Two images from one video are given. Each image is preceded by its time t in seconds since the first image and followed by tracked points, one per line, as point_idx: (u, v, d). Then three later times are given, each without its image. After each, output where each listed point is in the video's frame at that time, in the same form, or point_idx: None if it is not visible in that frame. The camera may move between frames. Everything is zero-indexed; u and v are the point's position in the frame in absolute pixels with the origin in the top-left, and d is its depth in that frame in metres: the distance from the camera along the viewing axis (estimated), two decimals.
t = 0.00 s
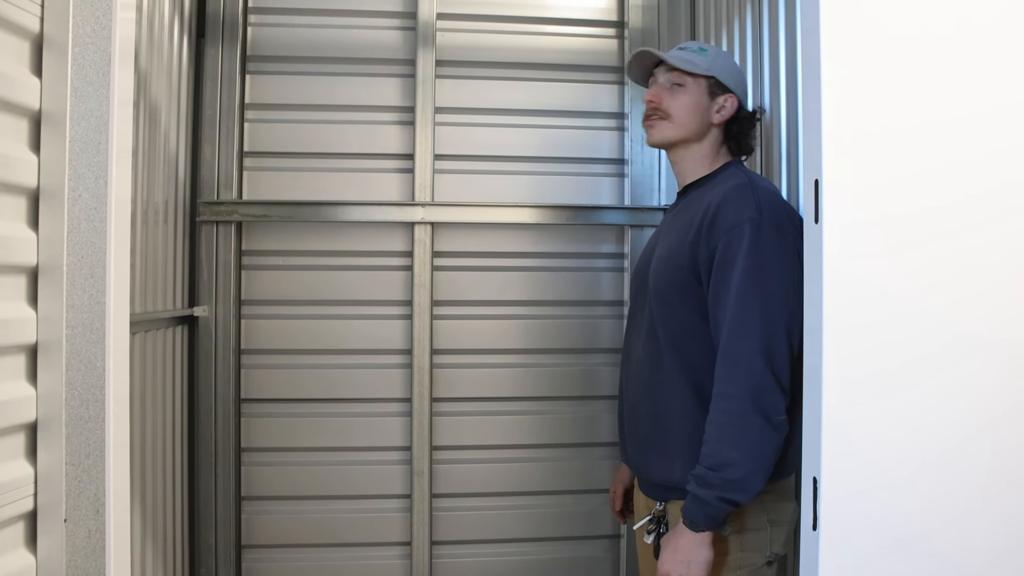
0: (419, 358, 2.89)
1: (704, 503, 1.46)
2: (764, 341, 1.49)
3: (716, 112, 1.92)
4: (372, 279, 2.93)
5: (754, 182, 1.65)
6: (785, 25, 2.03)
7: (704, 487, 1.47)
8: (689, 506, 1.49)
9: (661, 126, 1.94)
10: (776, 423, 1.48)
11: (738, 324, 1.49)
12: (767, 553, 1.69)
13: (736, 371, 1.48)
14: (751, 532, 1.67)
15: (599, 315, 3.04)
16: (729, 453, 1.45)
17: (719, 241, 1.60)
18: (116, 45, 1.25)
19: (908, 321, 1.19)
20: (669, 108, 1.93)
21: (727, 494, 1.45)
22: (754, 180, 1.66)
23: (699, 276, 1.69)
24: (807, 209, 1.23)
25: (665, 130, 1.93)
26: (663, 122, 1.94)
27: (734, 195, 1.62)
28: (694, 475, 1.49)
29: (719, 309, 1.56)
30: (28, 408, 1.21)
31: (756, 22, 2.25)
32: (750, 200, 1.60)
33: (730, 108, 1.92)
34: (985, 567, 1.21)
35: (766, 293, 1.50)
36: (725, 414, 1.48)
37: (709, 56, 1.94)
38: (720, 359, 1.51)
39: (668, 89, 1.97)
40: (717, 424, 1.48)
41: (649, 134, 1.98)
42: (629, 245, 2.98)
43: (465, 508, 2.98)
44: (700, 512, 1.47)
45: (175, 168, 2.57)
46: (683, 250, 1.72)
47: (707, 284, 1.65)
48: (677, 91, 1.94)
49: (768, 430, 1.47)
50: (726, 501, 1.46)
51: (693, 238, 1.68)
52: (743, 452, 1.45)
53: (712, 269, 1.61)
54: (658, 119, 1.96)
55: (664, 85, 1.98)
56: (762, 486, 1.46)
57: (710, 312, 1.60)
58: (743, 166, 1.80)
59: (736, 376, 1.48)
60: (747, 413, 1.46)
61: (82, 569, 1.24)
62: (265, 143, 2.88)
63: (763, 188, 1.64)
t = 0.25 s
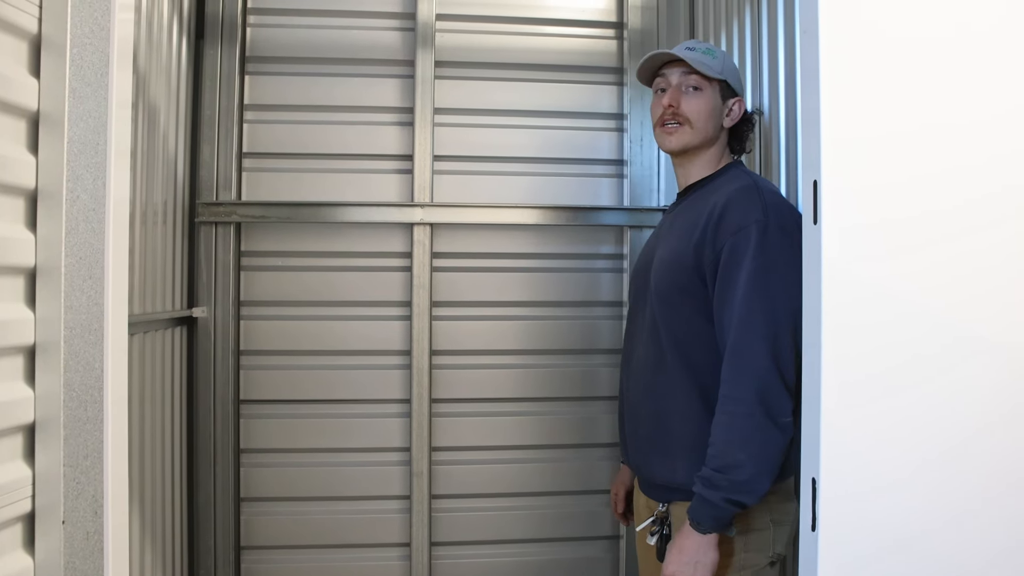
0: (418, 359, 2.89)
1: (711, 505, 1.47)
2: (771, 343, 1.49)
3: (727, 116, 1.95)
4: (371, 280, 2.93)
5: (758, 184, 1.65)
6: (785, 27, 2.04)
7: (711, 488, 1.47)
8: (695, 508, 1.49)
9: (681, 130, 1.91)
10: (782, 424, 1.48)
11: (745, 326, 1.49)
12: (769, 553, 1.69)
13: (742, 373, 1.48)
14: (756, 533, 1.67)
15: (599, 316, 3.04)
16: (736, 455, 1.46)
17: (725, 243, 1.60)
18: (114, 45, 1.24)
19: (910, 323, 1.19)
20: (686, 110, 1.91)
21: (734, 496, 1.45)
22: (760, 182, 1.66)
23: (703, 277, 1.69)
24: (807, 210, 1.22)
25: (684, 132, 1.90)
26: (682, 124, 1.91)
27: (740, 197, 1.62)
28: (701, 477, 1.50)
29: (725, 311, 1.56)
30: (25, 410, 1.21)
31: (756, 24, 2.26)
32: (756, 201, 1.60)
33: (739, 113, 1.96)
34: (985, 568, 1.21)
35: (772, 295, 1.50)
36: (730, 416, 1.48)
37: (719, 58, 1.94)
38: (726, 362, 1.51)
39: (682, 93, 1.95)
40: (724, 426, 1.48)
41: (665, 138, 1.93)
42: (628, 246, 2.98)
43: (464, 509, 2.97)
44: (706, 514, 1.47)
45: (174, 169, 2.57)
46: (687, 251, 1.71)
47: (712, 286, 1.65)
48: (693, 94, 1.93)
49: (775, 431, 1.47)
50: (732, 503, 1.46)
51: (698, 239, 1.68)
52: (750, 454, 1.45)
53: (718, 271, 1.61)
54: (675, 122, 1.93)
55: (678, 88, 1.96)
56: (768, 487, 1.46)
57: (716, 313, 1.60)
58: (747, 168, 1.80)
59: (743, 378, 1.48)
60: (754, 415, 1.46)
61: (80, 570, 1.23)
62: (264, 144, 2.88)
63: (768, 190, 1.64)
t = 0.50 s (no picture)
0: (416, 360, 2.89)
1: (717, 509, 1.47)
2: (776, 346, 1.49)
3: (715, 114, 1.92)
4: (369, 281, 2.92)
5: (761, 186, 1.64)
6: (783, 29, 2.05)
7: (717, 493, 1.47)
8: (702, 511, 1.49)
9: (661, 139, 1.94)
10: (787, 427, 1.48)
11: (749, 330, 1.49)
12: (769, 555, 1.68)
13: (746, 377, 1.48)
14: (758, 534, 1.67)
15: (598, 317, 3.04)
16: (742, 459, 1.46)
17: (729, 246, 1.59)
18: (112, 46, 1.24)
19: (910, 325, 1.19)
20: (665, 118, 1.93)
21: (740, 499, 1.45)
22: (764, 184, 1.66)
23: (705, 280, 1.69)
24: (805, 211, 1.23)
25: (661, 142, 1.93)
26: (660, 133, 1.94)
27: (744, 199, 1.61)
28: (707, 481, 1.50)
29: (729, 315, 1.56)
30: (22, 411, 1.20)
31: (754, 26, 2.26)
32: (760, 204, 1.59)
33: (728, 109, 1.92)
34: (985, 568, 1.21)
35: (776, 298, 1.50)
36: (737, 421, 1.47)
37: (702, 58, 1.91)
38: (731, 365, 1.51)
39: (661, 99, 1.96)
40: (730, 430, 1.48)
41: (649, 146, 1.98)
42: (627, 247, 2.98)
43: (463, 509, 2.97)
44: (713, 518, 1.48)
45: (172, 170, 2.56)
46: (690, 253, 1.71)
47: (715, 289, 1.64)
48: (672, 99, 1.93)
49: (781, 434, 1.48)
50: (738, 506, 1.46)
51: (701, 241, 1.68)
52: (756, 458, 1.45)
53: (721, 274, 1.61)
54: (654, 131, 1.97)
55: (659, 94, 1.97)
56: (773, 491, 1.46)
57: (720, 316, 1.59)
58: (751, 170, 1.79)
59: (748, 382, 1.48)
60: (759, 418, 1.46)
61: (77, 572, 1.23)
62: (262, 144, 2.88)
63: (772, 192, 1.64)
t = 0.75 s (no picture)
0: (413, 361, 2.88)
1: (717, 514, 1.47)
2: (776, 351, 1.49)
3: (674, 117, 1.92)
4: (366, 282, 2.92)
5: (763, 191, 1.64)
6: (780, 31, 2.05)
7: (717, 498, 1.47)
8: (701, 517, 1.49)
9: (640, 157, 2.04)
10: (788, 433, 1.48)
11: (749, 334, 1.49)
12: (766, 556, 1.69)
13: (746, 381, 1.48)
14: (756, 536, 1.69)
15: (595, 319, 3.04)
16: (740, 464, 1.46)
17: (729, 251, 1.59)
18: (109, 47, 1.24)
19: (910, 329, 1.19)
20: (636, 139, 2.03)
21: (739, 505, 1.45)
22: (765, 189, 1.66)
23: (704, 283, 1.69)
24: (802, 213, 1.23)
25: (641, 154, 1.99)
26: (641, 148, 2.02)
27: (745, 204, 1.61)
28: (707, 486, 1.49)
29: (729, 319, 1.56)
30: (18, 412, 1.20)
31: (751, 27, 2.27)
32: (761, 209, 1.59)
33: (684, 107, 1.90)
34: (985, 568, 1.21)
35: (777, 303, 1.50)
36: (737, 425, 1.47)
37: (655, 69, 1.95)
38: (731, 369, 1.51)
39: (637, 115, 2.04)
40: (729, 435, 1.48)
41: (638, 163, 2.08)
42: (624, 248, 2.99)
43: (460, 511, 2.97)
44: (712, 523, 1.47)
45: (169, 171, 2.56)
46: (690, 256, 1.71)
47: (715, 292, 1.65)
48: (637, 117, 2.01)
49: (781, 440, 1.47)
50: (737, 512, 1.46)
51: (701, 245, 1.68)
52: (755, 463, 1.46)
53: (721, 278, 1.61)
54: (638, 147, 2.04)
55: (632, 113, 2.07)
56: (772, 496, 1.47)
57: (720, 320, 1.60)
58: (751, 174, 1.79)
59: (748, 387, 1.48)
60: (759, 423, 1.46)
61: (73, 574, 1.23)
62: (259, 145, 2.87)
63: (773, 197, 1.63)
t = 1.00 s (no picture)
0: (409, 364, 2.88)
1: (709, 518, 1.47)
2: (768, 354, 1.49)
3: (665, 118, 1.92)
4: (362, 285, 2.92)
5: (755, 193, 1.64)
6: (775, 34, 2.07)
7: (709, 501, 1.47)
8: (693, 519, 1.49)
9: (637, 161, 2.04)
10: (779, 436, 1.48)
11: (741, 337, 1.49)
12: (761, 559, 1.69)
13: (738, 384, 1.48)
14: (750, 539, 1.69)
15: (590, 321, 3.04)
16: (733, 467, 1.46)
17: (721, 253, 1.59)
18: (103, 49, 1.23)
19: (907, 334, 1.17)
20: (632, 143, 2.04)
21: (731, 508, 1.45)
22: (757, 191, 1.66)
23: (697, 286, 1.69)
24: (797, 215, 1.20)
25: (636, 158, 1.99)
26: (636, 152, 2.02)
27: (736, 207, 1.62)
28: (699, 489, 1.50)
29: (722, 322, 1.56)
30: (11, 416, 1.20)
31: (746, 29, 2.29)
32: (753, 212, 1.60)
33: (675, 108, 1.91)
34: (983, 569, 1.20)
35: (769, 306, 1.50)
36: (729, 428, 1.47)
37: (644, 74, 1.97)
38: (723, 372, 1.51)
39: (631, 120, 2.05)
40: (722, 438, 1.48)
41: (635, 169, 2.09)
42: (619, 251, 2.99)
43: (456, 513, 2.97)
44: (704, 526, 1.48)
45: (164, 173, 2.56)
46: (683, 259, 1.71)
47: (708, 294, 1.65)
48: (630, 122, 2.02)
49: (773, 443, 1.47)
50: (730, 515, 1.46)
51: (693, 248, 1.68)
52: (747, 467, 1.45)
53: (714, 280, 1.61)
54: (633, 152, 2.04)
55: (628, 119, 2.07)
56: (764, 499, 1.46)
57: (712, 323, 1.60)
58: (744, 176, 1.80)
59: (739, 390, 1.48)
60: (751, 426, 1.46)
61: None
62: (255, 147, 2.87)
63: (765, 199, 1.64)
